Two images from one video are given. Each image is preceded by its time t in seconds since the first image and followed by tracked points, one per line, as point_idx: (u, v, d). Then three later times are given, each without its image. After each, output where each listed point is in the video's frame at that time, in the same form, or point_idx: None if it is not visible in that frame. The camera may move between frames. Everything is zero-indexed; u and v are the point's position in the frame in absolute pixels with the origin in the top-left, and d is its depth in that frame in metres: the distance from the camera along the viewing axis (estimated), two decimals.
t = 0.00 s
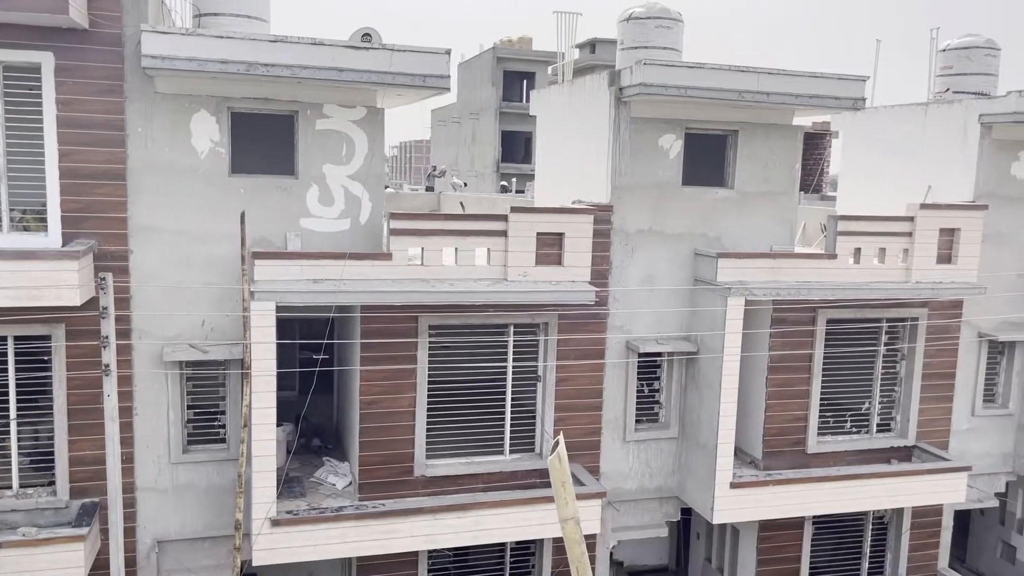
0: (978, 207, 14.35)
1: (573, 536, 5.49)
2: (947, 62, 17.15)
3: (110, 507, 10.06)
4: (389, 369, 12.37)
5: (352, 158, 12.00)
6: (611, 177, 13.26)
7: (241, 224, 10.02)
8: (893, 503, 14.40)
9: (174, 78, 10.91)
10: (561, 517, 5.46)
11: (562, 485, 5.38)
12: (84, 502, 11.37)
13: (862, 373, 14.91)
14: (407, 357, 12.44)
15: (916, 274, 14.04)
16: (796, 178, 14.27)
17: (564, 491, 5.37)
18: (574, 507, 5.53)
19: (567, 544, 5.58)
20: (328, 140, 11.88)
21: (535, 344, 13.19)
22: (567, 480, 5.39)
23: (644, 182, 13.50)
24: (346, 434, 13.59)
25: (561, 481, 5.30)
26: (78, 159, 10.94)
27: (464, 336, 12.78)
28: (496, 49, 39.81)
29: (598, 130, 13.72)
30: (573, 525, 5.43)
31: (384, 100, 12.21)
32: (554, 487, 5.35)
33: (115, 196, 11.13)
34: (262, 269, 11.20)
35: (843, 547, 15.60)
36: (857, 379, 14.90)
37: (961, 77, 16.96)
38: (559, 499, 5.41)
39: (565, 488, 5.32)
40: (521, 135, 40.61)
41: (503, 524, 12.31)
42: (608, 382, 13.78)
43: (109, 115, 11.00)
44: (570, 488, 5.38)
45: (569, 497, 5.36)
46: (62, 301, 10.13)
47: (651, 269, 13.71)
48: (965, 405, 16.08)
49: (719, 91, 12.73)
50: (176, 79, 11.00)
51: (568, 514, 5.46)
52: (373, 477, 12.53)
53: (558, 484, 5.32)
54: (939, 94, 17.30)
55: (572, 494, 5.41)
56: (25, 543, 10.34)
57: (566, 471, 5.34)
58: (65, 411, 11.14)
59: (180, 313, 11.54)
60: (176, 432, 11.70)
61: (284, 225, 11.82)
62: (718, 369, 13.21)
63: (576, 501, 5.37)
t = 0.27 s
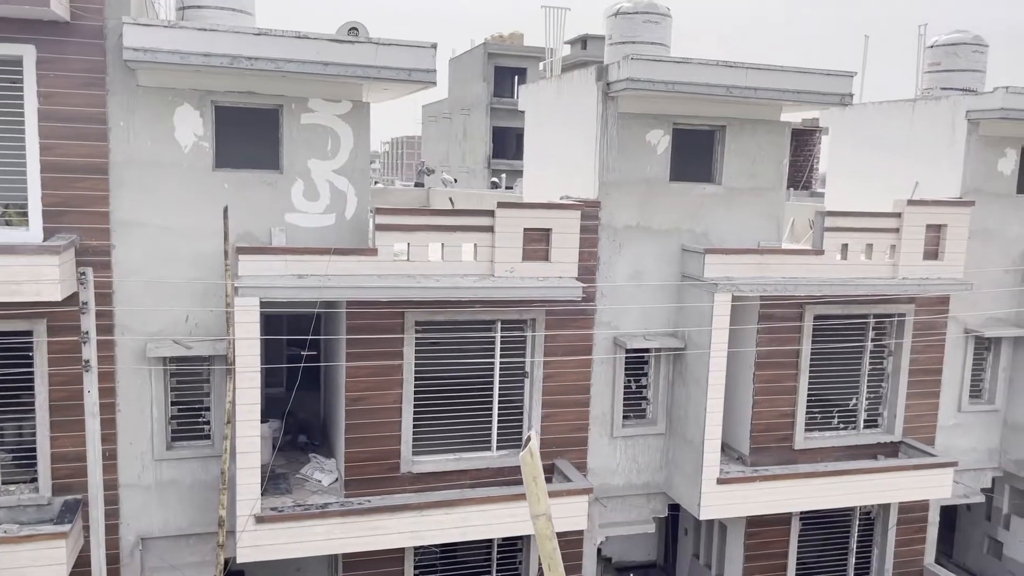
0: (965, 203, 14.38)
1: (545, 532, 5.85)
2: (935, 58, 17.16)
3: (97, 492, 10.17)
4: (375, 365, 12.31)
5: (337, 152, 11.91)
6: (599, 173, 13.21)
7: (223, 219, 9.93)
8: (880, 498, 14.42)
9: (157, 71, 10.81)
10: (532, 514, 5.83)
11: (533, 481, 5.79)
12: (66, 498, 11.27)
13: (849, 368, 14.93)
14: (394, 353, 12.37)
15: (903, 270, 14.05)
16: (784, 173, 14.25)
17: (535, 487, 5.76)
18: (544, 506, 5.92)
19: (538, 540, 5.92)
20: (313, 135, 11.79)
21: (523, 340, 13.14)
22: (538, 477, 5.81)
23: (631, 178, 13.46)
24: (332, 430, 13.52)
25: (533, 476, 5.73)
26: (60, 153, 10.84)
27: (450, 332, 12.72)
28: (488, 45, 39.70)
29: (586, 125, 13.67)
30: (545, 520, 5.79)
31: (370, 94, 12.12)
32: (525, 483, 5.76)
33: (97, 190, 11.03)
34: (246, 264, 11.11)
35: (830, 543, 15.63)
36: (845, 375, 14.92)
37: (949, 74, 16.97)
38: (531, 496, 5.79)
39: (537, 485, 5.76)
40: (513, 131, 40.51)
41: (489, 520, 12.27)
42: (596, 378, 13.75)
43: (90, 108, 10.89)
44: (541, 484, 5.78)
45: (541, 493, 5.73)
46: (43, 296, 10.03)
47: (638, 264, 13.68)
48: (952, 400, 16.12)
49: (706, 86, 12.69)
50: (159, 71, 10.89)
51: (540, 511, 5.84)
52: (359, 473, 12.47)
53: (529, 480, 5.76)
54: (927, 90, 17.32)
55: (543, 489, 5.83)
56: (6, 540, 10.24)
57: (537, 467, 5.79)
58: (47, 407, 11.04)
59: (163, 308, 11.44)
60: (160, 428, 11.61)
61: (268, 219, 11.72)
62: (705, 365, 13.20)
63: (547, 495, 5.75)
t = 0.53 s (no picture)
0: (952, 197, 14.38)
1: (510, 523, 6.26)
2: (923, 52, 17.15)
3: (77, 484, 10.10)
4: (360, 358, 12.24)
5: (321, 144, 11.83)
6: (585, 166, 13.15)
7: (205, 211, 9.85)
8: (866, 492, 14.45)
9: (138, 60, 10.70)
10: (499, 507, 6.21)
11: (499, 475, 6.15)
12: (47, 492, 11.17)
13: (836, 362, 14.94)
14: (379, 346, 12.31)
15: (889, 264, 14.06)
16: (771, 167, 14.23)
17: (501, 480, 6.12)
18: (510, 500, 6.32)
19: (504, 532, 6.31)
20: (297, 126, 11.70)
21: (509, 333, 13.09)
22: (504, 472, 6.17)
23: (618, 171, 13.41)
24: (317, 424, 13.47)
25: (498, 470, 6.06)
26: (40, 143, 10.72)
27: (436, 325, 12.66)
28: (479, 38, 39.56)
29: (573, 117, 13.61)
30: (510, 512, 6.20)
31: (354, 85, 12.03)
32: (492, 476, 6.10)
33: (77, 180, 10.91)
34: (229, 256, 11.03)
35: (817, 537, 15.67)
36: (831, 368, 14.94)
37: (937, 68, 16.96)
38: (497, 489, 6.16)
39: (502, 477, 6.15)
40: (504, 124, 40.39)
41: (474, 514, 12.23)
42: (582, 371, 13.72)
43: (71, 98, 10.77)
44: (506, 478, 6.15)
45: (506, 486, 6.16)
46: (22, 288, 9.92)
47: (625, 258, 13.64)
48: (937, 394, 16.17)
49: (693, 79, 12.64)
50: (140, 61, 10.77)
51: (506, 504, 6.22)
52: (343, 467, 12.41)
53: (495, 474, 6.08)
54: (915, 84, 17.31)
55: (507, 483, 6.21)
56: None
57: (502, 461, 6.12)
58: (27, 400, 10.93)
59: (145, 301, 11.34)
60: (142, 421, 11.52)
61: (252, 211, 11.63)
62: (691, 358, 13.18)
63: (512, 487, 6.14)
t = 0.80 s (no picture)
0: (940, 190, 14.36)
1: (473, 519, 5.95)
2: (913, 45, 17.12)
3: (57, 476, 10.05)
4: (346, 350, 12.19)
5: (306, 135, 11.74)
6: (572, 158, 13.10)
7: (186, 202, 9.78)
8: (852, 485, 14.47)
9: (120, 50, 10.60)
10: (461, 503, 5.91)
11: (461, 471, 5.82)
12: (29, 484, 11.11)
13: (823, 356, 14.94)
14: (364, 339, 12.26)
15: (877, 257, 14.05)
16: (759, 160, 14.19)
17: (464, 477, 5.83)
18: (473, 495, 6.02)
19: (466, 529, 6.01)
20: (281, 117, 11.61)
21: (495, 326, 13.05)
22: (467, 466, 5.83)
23: (605, 163, 13.35)
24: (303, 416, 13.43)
25: (460, 466, 5.74)
26: (20, 134, 10.64)
27: (422, 318, 12.61)
28: (472, 29, 39.39)
29: (560, 109, 13.56)
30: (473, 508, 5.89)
31: (340, 76, 11.94)
32: (454, 473, 5.78)
33: (58, 171, 10.83)
34: (212, 248, 10.96)
35: (803, 529, 15.71)
36: (818, 362, 14.94)
37: (926, 61, 16.94)
38: (459, 484, 5.85)
39: (466, 475, 5.82)
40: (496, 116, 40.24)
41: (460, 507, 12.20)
42: (569, 364, 13.69)
43: (51, 88, 10.67)
44: (469, 473, 5.82)
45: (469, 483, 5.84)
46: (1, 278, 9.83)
47: (612, 251, 13.60)
48: (924, 387, 16.21)
49: (680, 70, 12.58)
50: (121, 50, 10.67)
51: (468, 500, 5.92)
52: (328, 460, 12.36)
53: (458, 470, 5.76)
54: (905, 77, 17.29)
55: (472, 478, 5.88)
56: None
57: (465, 457, 5.78)
58: (9, 392, 10.86)
59: (128, 292, 11.26)
60: (125, 414, 11.46)
61: (236, 202, 11.55)
62: (677, 351, 13.16)
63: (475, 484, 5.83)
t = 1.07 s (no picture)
0: (928, 184, 14.37)
1: (435, 510, 6.90)
2: (903, 38, 17.12)
3: (39, 468, 10.00)
4: (332, 343, 12.15)
5: (292, 126, 11.67)
6: (561, 150, 13.06)
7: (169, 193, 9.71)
8: (839, 479, 14.51)
9: (103, 39, 10.52)
10: (424, 496, 6.85)
11: (425, 465, 6.74)
12: (13, 477, 11.06)
13: (811, 349, 14.97)
14: (351, 331, 12.21)
15: (865, 251, 14.05)
16: (748, 154, 14.17)
17: (427, 471, 6.75)
18: (436, 490, 6.96)
19: (429, 519, 6.99)
20: (266, 108, 11.54)
21: (483, 319, 13.02)
22: (430, 462, 6.75)
23: (594, 156, 13.32)
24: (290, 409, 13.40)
25: (424, 461, 6.71)
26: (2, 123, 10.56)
27: (409, 310, 12.57)
28: (465, 21, 39.22)
29: (549, 102, 13.51)
30: (436, 499, 6.84)
31: (326, 67, 11.87)
32: (418, 468, 6.72)
33: (41, 161, 10.74)
34: (196, 240, 10.89)
35: (791, 523, 15.76)
36: (806, 355, 14.96)
37: (916, 54, 16.94)
38: (422, 479, 6.79)
39: (428, 469, 6.73)
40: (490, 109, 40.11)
41: (446, 500, 12.19)
42: (557, 357, 13.68)
43: (33, 77, 10.58)
44: (431, 468, 6.74)
45: (431, 477, 6.75)
46: None
47: (600, 244, 13.58)
48: (912, 381, 16.25)
49: (669, 63, 12.54)
50: (104, 40, 10.58)
51: (431, 494, 6.85)
52: (315, 452, 12.33)
53: (422, 465, 6.69)
54: (895, 71, 17.29)
55: (433, 472, 6.82)
56: None
57: (429, 453, 6.72)
58: None
59: (112, 284, 11.19)
60: (109, 406, 11.40)
61: (221, 193, 11.48)
62: (665, 344, 13.16)
63: (436, 478, 6.75)
